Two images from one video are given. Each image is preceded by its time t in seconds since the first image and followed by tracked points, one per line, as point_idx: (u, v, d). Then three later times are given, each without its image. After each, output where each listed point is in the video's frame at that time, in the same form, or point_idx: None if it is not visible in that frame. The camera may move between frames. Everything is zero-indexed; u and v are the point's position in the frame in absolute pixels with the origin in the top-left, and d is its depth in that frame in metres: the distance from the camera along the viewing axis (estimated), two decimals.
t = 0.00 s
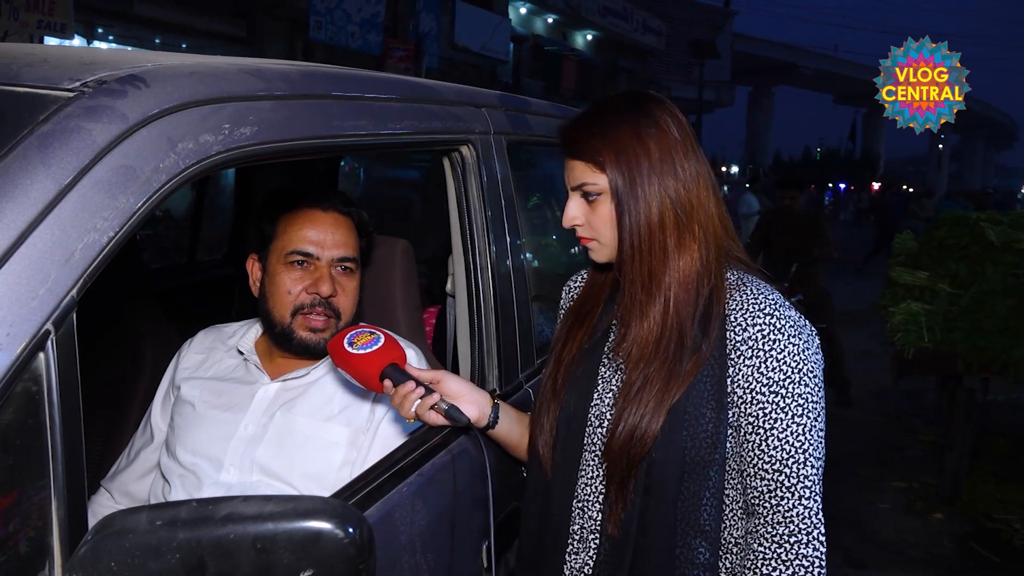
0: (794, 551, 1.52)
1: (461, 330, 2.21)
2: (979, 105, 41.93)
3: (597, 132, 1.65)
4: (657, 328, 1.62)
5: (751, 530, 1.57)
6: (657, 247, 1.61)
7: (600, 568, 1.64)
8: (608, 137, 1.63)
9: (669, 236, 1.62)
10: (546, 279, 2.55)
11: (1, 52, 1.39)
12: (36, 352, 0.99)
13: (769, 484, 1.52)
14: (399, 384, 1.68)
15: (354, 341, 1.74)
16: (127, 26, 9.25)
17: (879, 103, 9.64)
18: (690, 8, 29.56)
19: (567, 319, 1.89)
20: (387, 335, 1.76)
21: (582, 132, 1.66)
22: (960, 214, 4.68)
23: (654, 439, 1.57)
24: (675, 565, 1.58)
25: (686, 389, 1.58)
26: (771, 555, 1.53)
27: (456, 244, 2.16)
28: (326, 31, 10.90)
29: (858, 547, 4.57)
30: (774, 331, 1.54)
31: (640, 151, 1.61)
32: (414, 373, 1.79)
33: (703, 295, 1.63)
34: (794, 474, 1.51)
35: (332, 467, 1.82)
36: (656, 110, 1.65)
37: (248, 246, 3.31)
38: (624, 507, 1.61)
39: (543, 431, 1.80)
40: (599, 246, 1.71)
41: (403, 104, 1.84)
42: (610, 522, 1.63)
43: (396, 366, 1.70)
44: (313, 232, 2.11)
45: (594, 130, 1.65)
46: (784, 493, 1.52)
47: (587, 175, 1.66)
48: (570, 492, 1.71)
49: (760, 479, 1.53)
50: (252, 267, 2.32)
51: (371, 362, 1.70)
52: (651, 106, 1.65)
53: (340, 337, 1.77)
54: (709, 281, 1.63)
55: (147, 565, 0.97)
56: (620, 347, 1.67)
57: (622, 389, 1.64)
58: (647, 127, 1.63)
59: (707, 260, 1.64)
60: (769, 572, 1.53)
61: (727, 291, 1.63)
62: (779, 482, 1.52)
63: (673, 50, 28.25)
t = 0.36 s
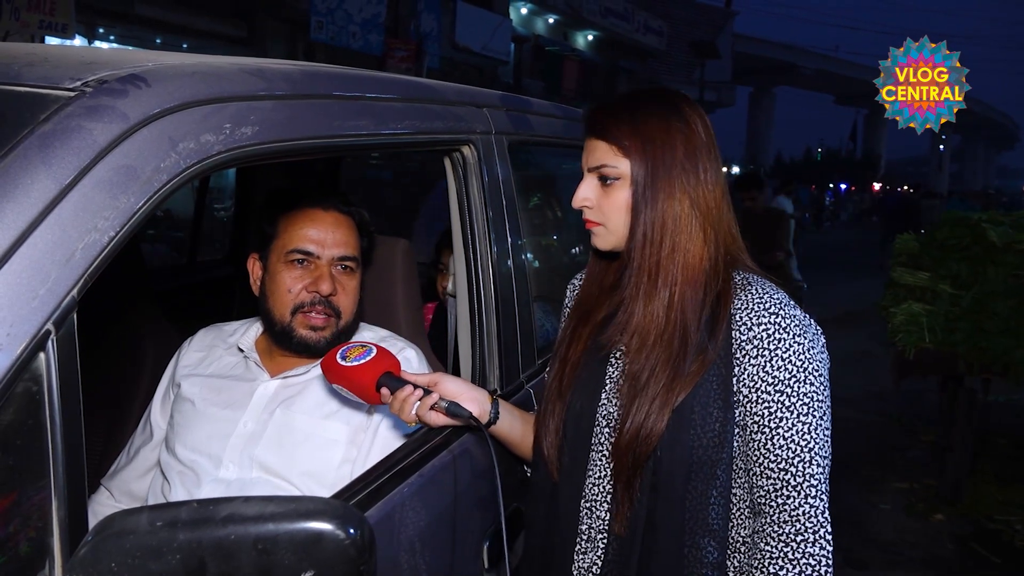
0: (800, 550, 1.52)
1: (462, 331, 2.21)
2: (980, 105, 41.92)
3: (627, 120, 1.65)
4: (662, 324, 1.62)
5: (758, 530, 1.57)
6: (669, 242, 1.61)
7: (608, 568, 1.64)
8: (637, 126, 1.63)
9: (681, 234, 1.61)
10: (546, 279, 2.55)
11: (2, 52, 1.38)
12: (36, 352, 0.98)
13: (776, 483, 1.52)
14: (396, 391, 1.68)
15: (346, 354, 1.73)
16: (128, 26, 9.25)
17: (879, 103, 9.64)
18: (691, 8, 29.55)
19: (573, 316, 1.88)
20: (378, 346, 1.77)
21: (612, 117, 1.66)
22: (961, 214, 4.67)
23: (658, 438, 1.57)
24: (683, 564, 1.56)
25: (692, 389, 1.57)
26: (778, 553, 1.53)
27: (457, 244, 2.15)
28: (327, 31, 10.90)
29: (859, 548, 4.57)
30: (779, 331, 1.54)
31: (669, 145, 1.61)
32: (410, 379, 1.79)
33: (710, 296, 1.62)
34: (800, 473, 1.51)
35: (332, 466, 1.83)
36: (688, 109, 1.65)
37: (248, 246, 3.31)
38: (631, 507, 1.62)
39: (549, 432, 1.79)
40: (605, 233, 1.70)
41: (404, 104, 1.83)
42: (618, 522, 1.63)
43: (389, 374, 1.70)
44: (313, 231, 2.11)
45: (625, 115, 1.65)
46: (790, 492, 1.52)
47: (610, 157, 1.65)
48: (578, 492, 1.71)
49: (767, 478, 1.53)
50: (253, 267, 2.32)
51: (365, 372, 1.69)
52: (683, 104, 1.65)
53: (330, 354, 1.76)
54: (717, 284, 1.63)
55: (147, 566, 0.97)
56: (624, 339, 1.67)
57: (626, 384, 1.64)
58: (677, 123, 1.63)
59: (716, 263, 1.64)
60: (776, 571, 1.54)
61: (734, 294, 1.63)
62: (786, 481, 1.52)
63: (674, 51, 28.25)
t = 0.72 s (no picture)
0: (803, 557, 1.52)
1: (462, 331, 2.21)
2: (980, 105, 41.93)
3: (629, 127, 1.65)
4: (668, 330, 1.62)
5: (761, 535, 1.58)
6: (674, 249, 1.62)
7: (609, 569, 1.64)
8: (638, 133, 1.63)
9: (686, 239, 1.62)
10: (547, 280, 2.55)
11: (4, 53, 1.38)
12: (38, 353, 0.98)
13: (779, 489, 1.53)
14: (394, 394, 1.66)
15: (342, 357, 1.73)
16: (129, 26, 9.26)
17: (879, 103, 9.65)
18: (692, 8, 29.57)
19: (583, 319, 1.88)
20: (374, 347, 1.76)
21: (614, 125, 1.66)
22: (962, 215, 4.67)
23: (661, 443, 1.57)
24: (686, 567, 1.57)
25: (697, 393, 1.57)
26: (780, 560, 1.54)
27: (458, 242, 2.15)
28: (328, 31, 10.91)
29: (860, 548, 4.56)
30: (786, 336, 1.53)
31: (668, 151, 1.61)
32: (407, 380, 1.79)
33: (718, 301, 1.62)
34: (804, 480, 1.51)
35: (332, 466, 1.83)
36: (690, 111, 1.64)
37: (249, 247, 3.31)
38: (633, 509, 1.62)
39: (557, 429, 1.80)
40: (613, 240, 1.70)
41: (405, 105, 1.83)
42: (620, 524, 1.63)
43: (388, 376, 1.70)
44: (314, 232, 2.11)
45: (627, 123, 1.65)
46: (793, 499, 1.52)
47: (613, 166, 1.66)
48: (583, 491, 1.70)
49: (771, 483, 1.54)
50: (254, 267, 2.32)
51: (364, 375, 1.69)
52: (685, 108, 1.65)
53: (327, 354, 1.76)
54: (724, 288, 1.63)
55: (148, 567, 0.97)
56: (632, 346, 1.67)
57: (632, 390, 1.64)
58: (679, 128, 1.62)
59: (724, 267, 1.64)
60: None
61: (742, 298, 1.62)
62: (789, 487, 1.52)
63: (674, 51, 28.25)
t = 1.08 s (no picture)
0: (810, 562, 1.52)
1: (462, 332, 2.21)
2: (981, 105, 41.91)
3: (636, 127, 1.65)
4: (676, 331, 1.62)
5: (768, 540, 1.57)
6: (682, 250, 1.61)
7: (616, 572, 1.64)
8: (645, 133, 1.63)
9: (694, 240, 1.62)
10: (548, 281, 2.56)
11: (5, 54, 1.39)
12: (38, 354, 0.99)
13: (786, 494, 1.52)
14: (397, 392, 1.68)
15: (347, 352, 1.72)
16: (130, 26, 9.27)
17: (879, 103, 9.65)
18: (692, 9, 29.57)
19: (591, 320, 1.89)
20: (380, 343, 1.75)
21: (622, 125, 1.67)
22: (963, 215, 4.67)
23: (669, 445, 1.58)
24: (694, 570, 1.58)
25: (705, 396, 1.58)
26: (787, 564, 1.54)
27: (459, 245, 2.15)
28: (330, 32, 10.92)
29: (861, 549, 4.56)
30: (794, 340, 1.53)
31: (675, 151, 1.61)
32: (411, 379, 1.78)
33: (726, 303, 1.62)
34: (812, 484, 1.51)
35: (333, 468, 1.83)
36: (699, 111, 1.64)
37: (250, 247, 3.31)
38: (639, 512, 1.62)
39: (564, 432, 1.81)
40: (622, 241, 1.71)
41: (406, 106, 1.84)
42: (626, 527, 1.63)
43: (391, 374, 1.69)
44: (313, 234, 2.11)
45: (635, 124, 1.65)
46: (801, 503, 1.51)
47: (620, 168, 1.67)
48: (589, 494, 1.71)
49: (778, 488, 1.53)
50: (253, 270, 2.33)
51: (366, 372, 1.68)
52: (694, 108, 1.65)
53: (332, 349, 1.75)
54: (732, 290, 1.63)
55: (149, 568, 0.97)
56: (639, 348, 1.68)
57: (640, 391, 1.64)
58: (687, 129, 1.62)
59: (733, 269, 1.64)
60: None
61: (751, 299, 1.63)
62: (797, 492, 1.52)
63: (675, 51, 28.26)
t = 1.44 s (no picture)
0: (823, 563, 1.52)
1: (463, 332, 2.21)
2: (981, 105, 41.88)
3: (650, 119, 1.65)
4: (685, 325, 1.62)
5: (778, 541, 1.58)
6: (693, 243, 1.61)
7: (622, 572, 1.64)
8: (659, 125, 1.64)
9: (706, 234, 1.61)
10: (550, 281, 2.56)
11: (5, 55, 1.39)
12: (39, 353, 0.99)
13: (798, 493, 1.52)
14: (397, 390, 1.68)
15: (347, 350, 1.72)
16: (131, 27, 9.29)
17: (879, 103, 9.66)
18: (693, 9, 29.57)
19: (598, 316, 1.88)
20: (380, 340, 1.75)
21: (635, 117, 1.67)
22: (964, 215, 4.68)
23: (676, 442, 1.58)
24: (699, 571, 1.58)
25: (713, 392, 1.58)
26: (799, 566, 1.53)
27: (459, 246, 2.15)
28: (331, 33, 10.93)
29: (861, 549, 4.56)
30: (805, 337, 1.53)
31: (689, 144, 1.61)
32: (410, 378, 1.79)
33: (735, 297, 1.62)
34: (825, 483, 1.51)
35: (334, 468, 1.83)
36: (713, 105, 1.64)
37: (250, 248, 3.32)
38: (646, 510, 1.63)
39: (569, 429, 1.82)
40: (632, 233, 1.71)
41: (407, 105, 1.84)
42: (632, 524, 1.64)
43: (392, 371, 1.70)
44: (309, 241, 2.11)
45: (649, 115, 1.65)
46: (813, 503, 1.52)
47: (632, 159, 1.67)
48: (594, 493, 1.71)
49: (790, 488, 1.53)
50: (251, 275, 2.33)
51: (366, 370, 1.69)
52: (709, 102, 1.65)
53: (332, 347, 1.76)
54: (742, 284, 1.63)
55: (149, 566, 0.98)
56: (647, 342, 1.68)
57: (648, 386, 1.64)
58: (701, 122, 1.62)
59: (743, 265, 1.64)
60: None
61: (760, 296, 1.63)
62: (809, 492, 1.52)
63: (676, 52, 28.27)
